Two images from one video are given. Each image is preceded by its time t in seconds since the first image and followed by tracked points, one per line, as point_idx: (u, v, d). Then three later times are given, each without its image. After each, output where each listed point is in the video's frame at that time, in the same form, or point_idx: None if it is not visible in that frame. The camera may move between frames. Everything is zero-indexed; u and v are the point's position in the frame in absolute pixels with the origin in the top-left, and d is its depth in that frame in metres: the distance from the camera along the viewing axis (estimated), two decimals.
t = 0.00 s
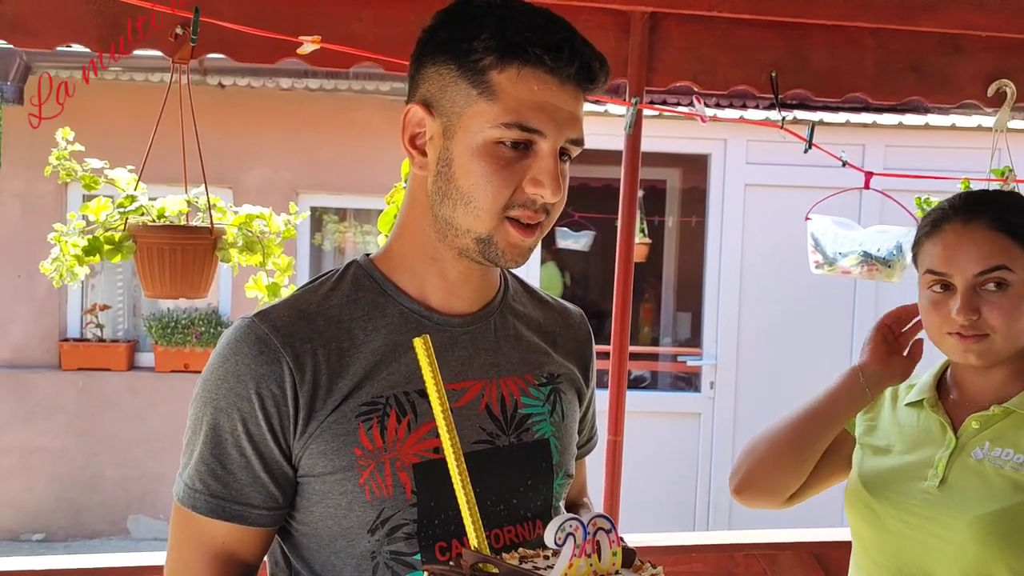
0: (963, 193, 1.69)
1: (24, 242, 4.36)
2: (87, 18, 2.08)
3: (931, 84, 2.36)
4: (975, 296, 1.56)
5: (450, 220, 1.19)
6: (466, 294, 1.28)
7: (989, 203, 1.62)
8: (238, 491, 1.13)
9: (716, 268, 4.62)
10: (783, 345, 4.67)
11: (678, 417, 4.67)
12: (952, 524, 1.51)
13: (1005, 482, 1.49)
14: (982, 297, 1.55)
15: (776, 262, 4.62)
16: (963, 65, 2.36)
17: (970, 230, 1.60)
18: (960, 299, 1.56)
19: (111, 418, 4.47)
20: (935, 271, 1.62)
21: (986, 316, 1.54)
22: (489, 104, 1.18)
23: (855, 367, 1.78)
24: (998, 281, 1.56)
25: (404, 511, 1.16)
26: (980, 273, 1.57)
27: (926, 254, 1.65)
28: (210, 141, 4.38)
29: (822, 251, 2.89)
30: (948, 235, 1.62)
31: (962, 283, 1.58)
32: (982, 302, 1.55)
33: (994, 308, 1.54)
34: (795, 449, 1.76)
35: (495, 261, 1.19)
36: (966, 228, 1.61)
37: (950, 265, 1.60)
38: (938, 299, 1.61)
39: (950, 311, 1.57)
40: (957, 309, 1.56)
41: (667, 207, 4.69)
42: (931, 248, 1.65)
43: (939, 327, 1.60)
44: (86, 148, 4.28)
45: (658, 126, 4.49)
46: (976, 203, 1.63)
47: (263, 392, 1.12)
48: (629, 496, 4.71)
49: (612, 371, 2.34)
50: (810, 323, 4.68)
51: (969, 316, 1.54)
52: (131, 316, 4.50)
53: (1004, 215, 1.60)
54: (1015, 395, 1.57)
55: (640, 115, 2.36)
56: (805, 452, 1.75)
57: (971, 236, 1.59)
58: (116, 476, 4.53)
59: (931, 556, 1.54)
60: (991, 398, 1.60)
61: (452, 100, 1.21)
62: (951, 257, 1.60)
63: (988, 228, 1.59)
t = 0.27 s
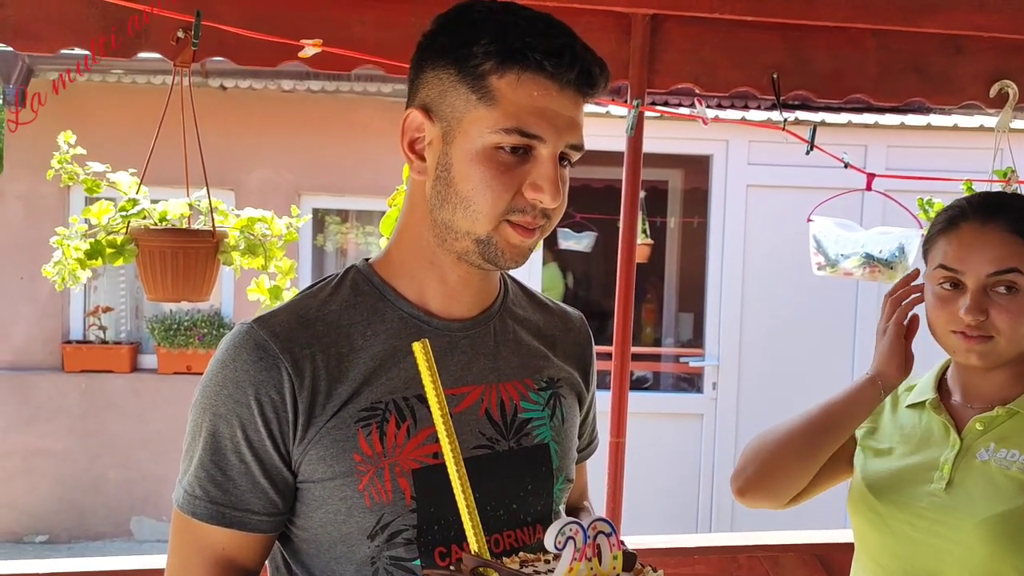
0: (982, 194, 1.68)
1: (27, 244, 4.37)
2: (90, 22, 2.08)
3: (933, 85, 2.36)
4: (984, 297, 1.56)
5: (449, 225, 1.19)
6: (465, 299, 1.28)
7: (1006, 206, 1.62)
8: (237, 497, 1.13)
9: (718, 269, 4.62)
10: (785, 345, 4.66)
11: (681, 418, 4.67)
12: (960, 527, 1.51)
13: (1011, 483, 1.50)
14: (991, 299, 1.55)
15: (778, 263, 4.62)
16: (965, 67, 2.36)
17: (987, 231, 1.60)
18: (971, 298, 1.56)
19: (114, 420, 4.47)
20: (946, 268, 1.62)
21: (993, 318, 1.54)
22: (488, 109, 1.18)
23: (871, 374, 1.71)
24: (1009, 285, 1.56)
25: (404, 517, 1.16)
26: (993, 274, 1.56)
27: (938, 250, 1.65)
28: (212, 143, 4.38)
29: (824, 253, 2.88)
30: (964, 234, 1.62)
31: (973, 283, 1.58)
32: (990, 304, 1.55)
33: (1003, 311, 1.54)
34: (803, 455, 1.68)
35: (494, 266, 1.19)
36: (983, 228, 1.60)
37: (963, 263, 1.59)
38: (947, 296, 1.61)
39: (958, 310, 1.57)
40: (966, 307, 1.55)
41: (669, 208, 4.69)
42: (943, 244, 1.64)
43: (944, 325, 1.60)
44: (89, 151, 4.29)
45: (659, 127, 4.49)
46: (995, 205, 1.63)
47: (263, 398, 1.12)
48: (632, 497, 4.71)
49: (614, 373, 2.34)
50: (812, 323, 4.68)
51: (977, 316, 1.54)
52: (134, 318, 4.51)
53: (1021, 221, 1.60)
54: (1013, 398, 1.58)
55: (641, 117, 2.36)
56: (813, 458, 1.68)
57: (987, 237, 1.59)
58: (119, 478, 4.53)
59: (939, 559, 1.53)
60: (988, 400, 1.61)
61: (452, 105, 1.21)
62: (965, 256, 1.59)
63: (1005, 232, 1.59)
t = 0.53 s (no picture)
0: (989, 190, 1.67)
1: (28, 244, 4.37)
2: (91, 20, 2.08)
3: (935, 83, 2.36)
4: (993, 294, 1.56)
5: (449, 221, 1.19)
6: (466, 295, 1.28)
7: (1013, 202, 1.62)
8: (239, 495, 1.13)
9: (720, 267, 4.61)
10: (787, 345, 4.66)
11: (682, 417, 4.67)
12: (967, 524, 1.51)
13: (1018, 479, 1.49)
14: (1000, 295, 1.55)
15: (780, 261, 4.61)
16: (967, 64, 2.35)
17: (995, 227, 1.59)
18: (979, 295, 1.56)
19: (116, 420, 4.48)
20: (953, 265, 1.62)
21: (1002, 314, 1.54)
22: (487, 104, 1.18)
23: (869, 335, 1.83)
24: (1017, 281, 1.56)
25: (406, 513, 1.16)
26: (1001, 270, 1.56)
27: (945, 247, 1.64)
28: (213, 142, 4.38)
29: (826, 250, 2.88)
30: (971, 230, 1.61)
31: (982, 279, 1.57)
32: (999, 300, 1.55)
33: (1011, 307, 1.54)
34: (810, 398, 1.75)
35: (494, 262, 1.19)
36: (991, 225, 1.60)
37: (971, 260, 1.59)
38: (955, 293, 1.61)
39: (966, 307, 1.57)
40: (975, 304, 1.55)
41: (670, 207, 4.69)
42: (951, 241, 1.64)
43: (952, 322, 1.60)
44: (90, 151, 4.29)
45: (661, 126, 4.48)
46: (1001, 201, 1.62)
47: (264, 395, 1.12)
48: (634, 497, 4.71)
49: (616, 371, 2.34)
50: (814, 323, 4.67)
51: (985, 312, 1.54)
52: (136, 318, 4.51)
53: None
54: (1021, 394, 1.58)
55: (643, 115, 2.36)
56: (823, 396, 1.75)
57: (995, 233, 1.58)
58: (121, 478, 4.53)
59: (947, 556, 1.53)
60: (996, 397, 1.60)
61: (451, 101, 1.21)
62: (973, 253, 1.59)
63: (1012, 227, 1.58)
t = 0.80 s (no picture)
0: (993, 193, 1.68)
1: (28, 246, 4.37)
2: (91, 22, 2.08)
3: (934, 84, 2.36)
4: (1000, 298, 1.56)
5: (448, 220, 1.19)
6: (465, 294, 1.28)
7: None
8: (239, 496, 1.13)
9: (719, 268, 4.61)
10: (787, 345, 4.66)
11: (682, 417, 4.67)
12: (967, 525, 1.51)
13: (1018, 480, 1.49)
14: (1007, 300, 1.55)
15: (779, 261, 4.62)
16: (965, 65, 2.36)
17: (1007, 232, 1.59)
18: (986, 299, 1.56)
19: (116, 421, 4.48)
20: (963, 267, 1.62)
21: (1007, 319, 1.54)
22: (483, 102, 1.18)
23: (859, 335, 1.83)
24: None
25: (405, 513, 1.16)
26: (1010, 276, 1.56)
27: (954, 250, 1.64)
28: (213, 143, 4.39)
29: (825, 250, 2.88)
30: (982, 234, 1.61)
31: (990, 284, 1.57)
32: (1006, 305, 1.55)
33: (1017, 313, 1.54)
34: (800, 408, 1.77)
35: (493, 260, 1.19)
36: (1004, 230, 1.59)
37: (981, 263, 1.59)
38: (962, 295, 1.61)
39: (973, 309, 1.57)
40: (981, 308, 1.56)
41: (670, 207, 4.69)
42: (962, 242, 1.64)
43: (957, 324, 1.60)
44: (90, 152, 4.29)
45: (660, 126, 4.49)
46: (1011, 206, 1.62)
47: (263, 396, 1.12)
48: (633, 497, 4.71)
49: (616, 371, 2.34)
50: (813, 323, 4.67)
51: (991, 316, 1.54)
52: (135, 319, 4.51)
53: None
54: None
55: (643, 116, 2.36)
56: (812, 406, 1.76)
57: (1006, 238, 1.58)
58: (120, 479, 4.53)
59: (948, 557, 1.53)
60: (998, 399, 1.60)
61: (447, 100, 1.21)
62: (983, 257, 1.59)
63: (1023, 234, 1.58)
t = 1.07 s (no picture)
0: (988, 195, 1.68)
1: (25, 247, 4.37)
2: (88, 24, 2.08)
3: (930, 84, 2.37)
4: (987, 301, 1.55)
5: (446, 215, 1.19)
6: (464, 292, 1.28)
7: (1014, 211, 1.60)
8: (239, 496, 1.13)
9: (716, 268, 4.62)
10: (784, 345, 4.67)
11: (679, 417, 4.68)
12: (969, 523, 1.51)
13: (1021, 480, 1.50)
14: (993, 302, 1.54)
15: (776, 261, 4.63)
16: (961, 65, 2.36)
17: (993, 234, 1.58)
18: (972, 302, 1.55)
19: (114, 422, 4.48)
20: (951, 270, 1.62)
21: (995, 321, 1.53)
22: (479, 97, 1.18)
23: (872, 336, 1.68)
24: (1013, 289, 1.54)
25: (405, 512, 1.17)
26: (995, 277, 1.55)
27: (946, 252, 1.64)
28: (210, 145, 4.39)
29: (822, 250, 2.91)
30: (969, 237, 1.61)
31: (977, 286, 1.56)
32: (993, 307, 1.54)
33: (1004, 315, 1.53)
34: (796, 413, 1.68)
35: (493, 253, 1.19)
36: (989, 232, 1.59)
37: (968, 266, 1.58)
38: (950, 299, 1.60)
39: (959, 313, 1.57)
40: (967, 311, 1.55)
41: (667, 208, 4.69)
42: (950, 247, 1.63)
43: (948, 327, 1.60)
44: (87, 154, 4.29)
45: (657, 127, 4.49)
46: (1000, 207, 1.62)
47: (263, 397, 1.12)
48: (631, 497, 4.72)
49: (613, 372, 2.35)
50: (811, 323, 4.68)
51: (978, 320, 1.53)
52: (133, 321, 4.51)
53: None
54: None
55: (640, 117, 2.36)
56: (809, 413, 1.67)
57: (992, 240, 1.57)
58: (118, 481, 4.53)
59: (948, 555, 1.54)
60: (1000, 397, 1.61)
61: (442, 97, 1.21)
62: (971, 260, 1.58)
63: (1009, 236, 1.57)
